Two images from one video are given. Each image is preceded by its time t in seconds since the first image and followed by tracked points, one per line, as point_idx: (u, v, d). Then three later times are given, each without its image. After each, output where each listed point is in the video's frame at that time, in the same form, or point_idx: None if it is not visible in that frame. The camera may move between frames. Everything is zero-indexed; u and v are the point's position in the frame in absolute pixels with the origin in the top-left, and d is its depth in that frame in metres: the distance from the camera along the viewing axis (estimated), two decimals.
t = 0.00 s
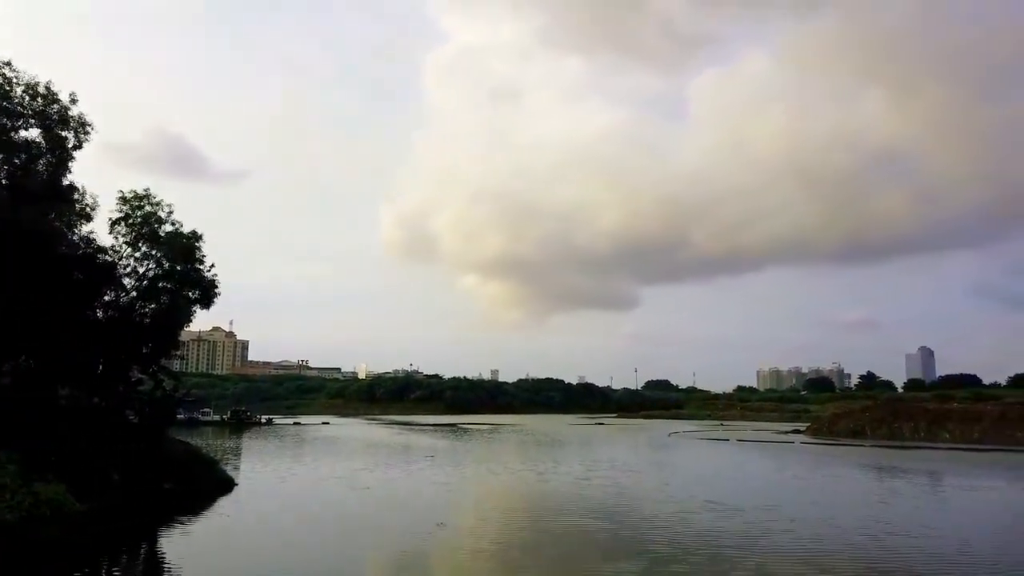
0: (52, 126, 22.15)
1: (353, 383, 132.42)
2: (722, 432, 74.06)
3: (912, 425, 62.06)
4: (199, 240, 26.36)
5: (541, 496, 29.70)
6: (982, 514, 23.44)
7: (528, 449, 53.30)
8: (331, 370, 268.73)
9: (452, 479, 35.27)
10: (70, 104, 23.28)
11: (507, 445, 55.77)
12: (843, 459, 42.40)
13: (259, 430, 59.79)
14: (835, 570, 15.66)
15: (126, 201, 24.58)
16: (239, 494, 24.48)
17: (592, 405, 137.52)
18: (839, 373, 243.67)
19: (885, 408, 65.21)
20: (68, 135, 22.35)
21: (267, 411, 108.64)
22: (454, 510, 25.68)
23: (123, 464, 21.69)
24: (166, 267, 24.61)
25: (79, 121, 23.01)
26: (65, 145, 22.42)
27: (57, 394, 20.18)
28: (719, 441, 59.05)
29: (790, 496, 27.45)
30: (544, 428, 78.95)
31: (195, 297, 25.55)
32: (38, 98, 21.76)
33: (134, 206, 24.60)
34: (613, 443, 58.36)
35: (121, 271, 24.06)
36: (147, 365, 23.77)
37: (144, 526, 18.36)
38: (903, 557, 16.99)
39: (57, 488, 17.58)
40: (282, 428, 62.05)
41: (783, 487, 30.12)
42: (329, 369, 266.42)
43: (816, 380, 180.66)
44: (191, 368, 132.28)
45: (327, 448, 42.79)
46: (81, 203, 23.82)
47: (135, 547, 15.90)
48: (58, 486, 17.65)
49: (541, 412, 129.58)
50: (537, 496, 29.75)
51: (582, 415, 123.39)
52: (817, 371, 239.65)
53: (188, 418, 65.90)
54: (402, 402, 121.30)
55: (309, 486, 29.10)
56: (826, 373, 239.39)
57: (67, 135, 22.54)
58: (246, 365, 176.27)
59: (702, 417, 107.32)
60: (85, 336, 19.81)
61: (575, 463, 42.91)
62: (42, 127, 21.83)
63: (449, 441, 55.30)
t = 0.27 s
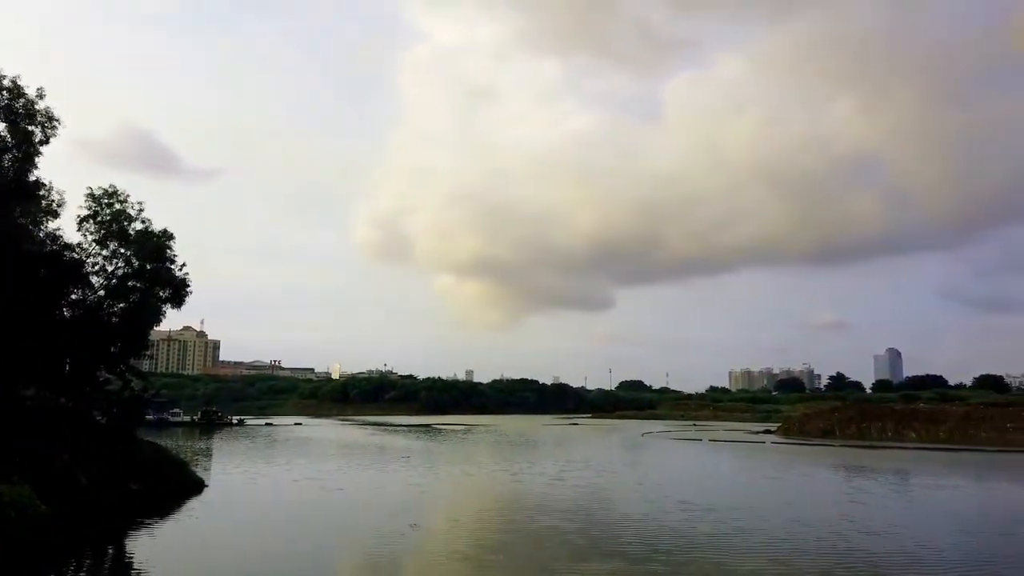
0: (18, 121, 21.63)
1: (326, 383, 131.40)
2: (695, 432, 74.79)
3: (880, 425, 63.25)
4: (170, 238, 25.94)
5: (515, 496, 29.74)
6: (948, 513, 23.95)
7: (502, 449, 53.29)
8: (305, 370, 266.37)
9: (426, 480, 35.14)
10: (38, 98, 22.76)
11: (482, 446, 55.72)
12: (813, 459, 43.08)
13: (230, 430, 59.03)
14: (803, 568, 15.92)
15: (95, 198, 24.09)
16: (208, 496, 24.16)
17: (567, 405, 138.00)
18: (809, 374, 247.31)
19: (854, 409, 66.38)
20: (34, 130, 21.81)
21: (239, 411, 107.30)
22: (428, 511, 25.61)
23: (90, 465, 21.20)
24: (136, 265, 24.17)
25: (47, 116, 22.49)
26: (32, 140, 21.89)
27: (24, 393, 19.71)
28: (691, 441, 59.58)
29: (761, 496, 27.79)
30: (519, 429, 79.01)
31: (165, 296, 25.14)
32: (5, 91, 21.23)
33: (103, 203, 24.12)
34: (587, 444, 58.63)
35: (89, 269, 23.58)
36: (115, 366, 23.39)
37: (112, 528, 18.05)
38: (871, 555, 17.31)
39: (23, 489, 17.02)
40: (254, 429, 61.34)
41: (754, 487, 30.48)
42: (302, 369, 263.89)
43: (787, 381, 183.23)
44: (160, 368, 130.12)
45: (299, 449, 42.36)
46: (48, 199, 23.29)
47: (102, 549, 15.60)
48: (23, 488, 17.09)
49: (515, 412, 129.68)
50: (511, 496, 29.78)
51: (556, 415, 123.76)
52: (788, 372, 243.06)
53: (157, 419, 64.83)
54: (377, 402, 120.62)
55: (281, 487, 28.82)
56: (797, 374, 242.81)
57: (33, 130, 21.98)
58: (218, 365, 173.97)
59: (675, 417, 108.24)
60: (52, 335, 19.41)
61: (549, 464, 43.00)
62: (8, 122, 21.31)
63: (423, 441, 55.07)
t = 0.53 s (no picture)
0: None
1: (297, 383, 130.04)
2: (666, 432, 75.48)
3: (846, 424, 64.48)
4: (138, 235, 25.46)
5: (487, 497, 29.69)
6: (912, 512, 24.46)
7: (474, 449, 53.19)
8: (276, 370, 263.48)
9: (397, 481, 34.96)
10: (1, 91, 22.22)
11: (455, 446, 55.61)
12: (782, 458, 43.73)
13: (199, 431, 58.21)
14: (773, 568, 16.13)
15: (60, 194, 23.56)
16: (175, 497, 23.76)
17: (539, 405, 138.28)
18: (778, 374, 251.17)
19: (821, 408, 67.54)
20: None
21: (208, 411, 105.69)
22: (400, 511, 25.50)
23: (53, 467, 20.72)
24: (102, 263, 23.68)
25: (11, 110, 21.97)
26: None
27: None
28: (662, 440, 60.08)
29: (731, 496, 28.11)
30: (491, 428, 79.02)
31: (133, 295, 24.67)
32: None
33: (68, 199, 23.60)
34: (559, 443, 58.91)
35: (54, 266, 23.06)
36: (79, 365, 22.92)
37: (77, 530, 17.69)
38: (837, 554, 17.61)
39: None
40: (223, 429, 60.52)
41: (724, 486, 30.81)
42: (272, 370, 260.87)
43: (756, 381, 185.47)
44: (127, 368, 127.69)
45: (269, 449, 41.87)
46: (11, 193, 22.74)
47: (66, 552, 15.29)
48: None
49: (488, 412, 129.60)
50: (484, 497, 29.73)
51: (529, 415, 123.98)
52: (758, 373, 246.60)
53: (123, 419, 63.59)
54: (348, 402, 119.69)
55: (250, 489, 28.48)
56: (766, 373, 246.59)
57: None
58: (187, 365, 171.19)
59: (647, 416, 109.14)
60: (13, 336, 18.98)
61: (521, 464, 43.03)
62: None
63: (395, 441, 54.79)
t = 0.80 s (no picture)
0: None
1: (270, 383, 128.65)
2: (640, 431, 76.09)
3: (817, 424, 65.57)
4: (108, 233, 25.00)
5: (462, 497, 29.64)
6: (881, 511, 24.86)
7: (449, 449, 53.07)
8: (247, 370, 260.13)
9: (371, 482, 34.77)
10: None
11: (430, 446, 55.42)
12: (754, 457, 44.25)
13: (169, 431, 57.35)
14: (745, 567, 16.35)
15: (27, 190, 23.07)
16: (145, 498, 23.37)
17: (514, 405, 138.41)
18: (749, 374, 254.29)
19: (792, 408, 68.56)
20: None
21: (178, 411, 104.09)
22: (373, 512, 25.31)
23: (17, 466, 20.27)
24: (71, 261, 23.22)
25: None
26: None
27: None
28: (636, 440, 60.52)
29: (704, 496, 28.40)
30: (466, 428, 78.88)
31: (102, 293, 24.20)
32: None
33: (35, 195, 23.11)
34: (534, 443, 59.06)
35: (20, 264, 22.56)
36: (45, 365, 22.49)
37: (42, 531, 17.33)
38: (808, 553, 17.82)
39: None
40: (193, 430, 59.68)
41: (698, 486, 31.11)
42: (244, 369, 257.60)
43: (729, 381, 187.51)
44: (95, 367, 125.36)
45: (241, 450, 41.33)
46: None
47: (31, 554, 14.99)
48: None
49: (463, 412, 129.40)
50: (459, 497, 29.68)
51: (504, 415, 123.97)
52: (730, 373, 249.36)
53: (90, 419, 62.39)
54: (322, 402, 118.68)
55: (222, 489, 28.10)
56: (738, 373, 249.46)
57: None
58: (156, 364, 168.37)
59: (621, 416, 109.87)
60: None
61: (496, 464, 43.03)
62: None
63: (369, 442, 54.45)
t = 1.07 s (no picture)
0: None
1: (248, 382, 127.42)
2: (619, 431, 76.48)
3: (793, 424, 66.39)
4: (81, 230, 24.59)
5: (441, 497, 29.58)
6: (856, 510, 25.23)
7: (428, 450, 52.92)
8: (224, 370, 257.10)
9: (350, 482, 34.59)
10: None
11: (409, 446, 55.23)
12: (732, 457, 44.66)
13: (143, 431, 56.61)
14: (723, 566, 16.51)
15: None
16: (119, 500, 23.00)
17: (494, 405, 138.35)
18: (727, 375, 256.52)
19: (769, 408, 69.30)
20: None
21: (153, 411, 102.69)
22: (351, 513, 25.20)
23: None
24: (43, 259, 22.80)
25: None
26: None
27: None
28: (615, 440, 60.81)
29: (682, 496, 28.61)
30: (446, 428, 78.76)
31: (75, 291, 23.79)
32: None
33: (6, 191, 22.65)
34: (513, 443, 59.12)
35: None
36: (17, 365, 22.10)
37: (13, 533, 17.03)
38: (785, 553, 18.07)
39: None
40: (169, 430, 58.93)
41: (676, 486, 31.32)
42: (221, 369, 254.61)
43: (706, 382, 188.92)
44: (68, 366, 123.25)
45: (217, 450, 40.94)
46: None
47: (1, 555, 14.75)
48: None
49: (442, 412, 129.10)
50: (438, 498, 29.63)
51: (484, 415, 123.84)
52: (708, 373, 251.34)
53: (63, 419, 61.35)
54: (300, 402, 117.78)
55: (198, 491, 27.78)
56: (716, 374, 251.53)
57: None
58: (131, 364, 165.96)
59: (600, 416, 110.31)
60: None
61: (476, 464, 42.99)
62: None
63: (348, 442, 54.13)
